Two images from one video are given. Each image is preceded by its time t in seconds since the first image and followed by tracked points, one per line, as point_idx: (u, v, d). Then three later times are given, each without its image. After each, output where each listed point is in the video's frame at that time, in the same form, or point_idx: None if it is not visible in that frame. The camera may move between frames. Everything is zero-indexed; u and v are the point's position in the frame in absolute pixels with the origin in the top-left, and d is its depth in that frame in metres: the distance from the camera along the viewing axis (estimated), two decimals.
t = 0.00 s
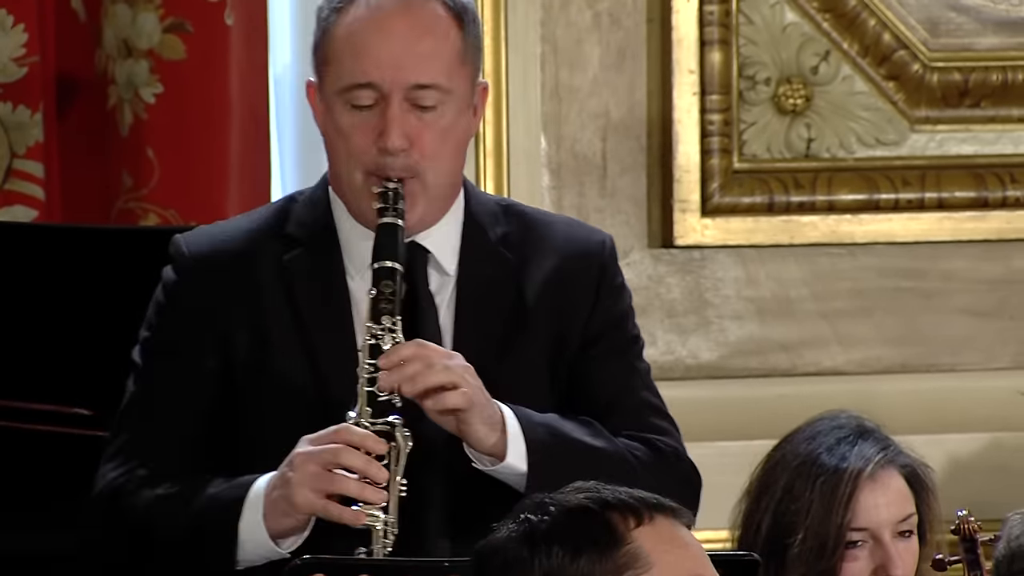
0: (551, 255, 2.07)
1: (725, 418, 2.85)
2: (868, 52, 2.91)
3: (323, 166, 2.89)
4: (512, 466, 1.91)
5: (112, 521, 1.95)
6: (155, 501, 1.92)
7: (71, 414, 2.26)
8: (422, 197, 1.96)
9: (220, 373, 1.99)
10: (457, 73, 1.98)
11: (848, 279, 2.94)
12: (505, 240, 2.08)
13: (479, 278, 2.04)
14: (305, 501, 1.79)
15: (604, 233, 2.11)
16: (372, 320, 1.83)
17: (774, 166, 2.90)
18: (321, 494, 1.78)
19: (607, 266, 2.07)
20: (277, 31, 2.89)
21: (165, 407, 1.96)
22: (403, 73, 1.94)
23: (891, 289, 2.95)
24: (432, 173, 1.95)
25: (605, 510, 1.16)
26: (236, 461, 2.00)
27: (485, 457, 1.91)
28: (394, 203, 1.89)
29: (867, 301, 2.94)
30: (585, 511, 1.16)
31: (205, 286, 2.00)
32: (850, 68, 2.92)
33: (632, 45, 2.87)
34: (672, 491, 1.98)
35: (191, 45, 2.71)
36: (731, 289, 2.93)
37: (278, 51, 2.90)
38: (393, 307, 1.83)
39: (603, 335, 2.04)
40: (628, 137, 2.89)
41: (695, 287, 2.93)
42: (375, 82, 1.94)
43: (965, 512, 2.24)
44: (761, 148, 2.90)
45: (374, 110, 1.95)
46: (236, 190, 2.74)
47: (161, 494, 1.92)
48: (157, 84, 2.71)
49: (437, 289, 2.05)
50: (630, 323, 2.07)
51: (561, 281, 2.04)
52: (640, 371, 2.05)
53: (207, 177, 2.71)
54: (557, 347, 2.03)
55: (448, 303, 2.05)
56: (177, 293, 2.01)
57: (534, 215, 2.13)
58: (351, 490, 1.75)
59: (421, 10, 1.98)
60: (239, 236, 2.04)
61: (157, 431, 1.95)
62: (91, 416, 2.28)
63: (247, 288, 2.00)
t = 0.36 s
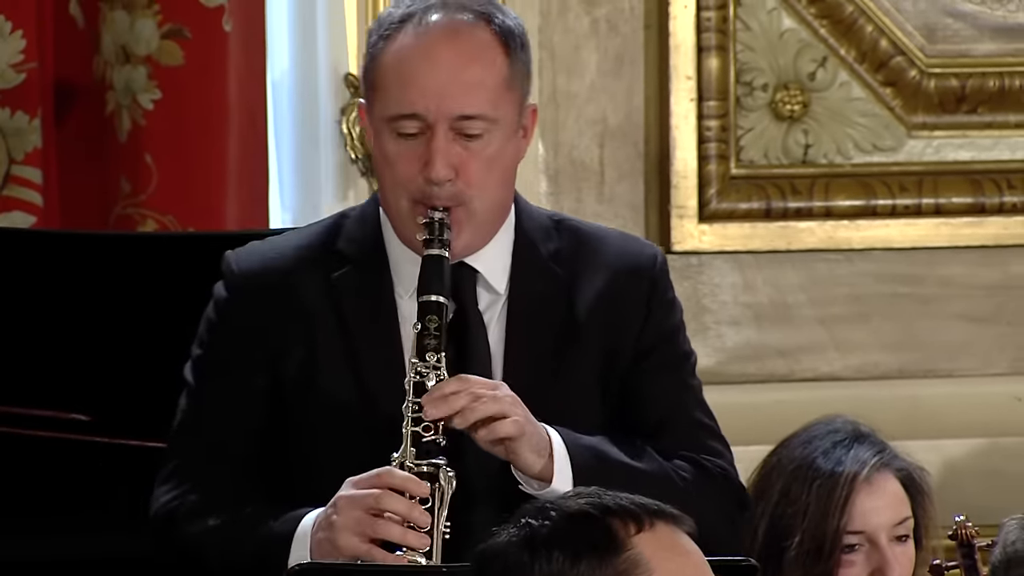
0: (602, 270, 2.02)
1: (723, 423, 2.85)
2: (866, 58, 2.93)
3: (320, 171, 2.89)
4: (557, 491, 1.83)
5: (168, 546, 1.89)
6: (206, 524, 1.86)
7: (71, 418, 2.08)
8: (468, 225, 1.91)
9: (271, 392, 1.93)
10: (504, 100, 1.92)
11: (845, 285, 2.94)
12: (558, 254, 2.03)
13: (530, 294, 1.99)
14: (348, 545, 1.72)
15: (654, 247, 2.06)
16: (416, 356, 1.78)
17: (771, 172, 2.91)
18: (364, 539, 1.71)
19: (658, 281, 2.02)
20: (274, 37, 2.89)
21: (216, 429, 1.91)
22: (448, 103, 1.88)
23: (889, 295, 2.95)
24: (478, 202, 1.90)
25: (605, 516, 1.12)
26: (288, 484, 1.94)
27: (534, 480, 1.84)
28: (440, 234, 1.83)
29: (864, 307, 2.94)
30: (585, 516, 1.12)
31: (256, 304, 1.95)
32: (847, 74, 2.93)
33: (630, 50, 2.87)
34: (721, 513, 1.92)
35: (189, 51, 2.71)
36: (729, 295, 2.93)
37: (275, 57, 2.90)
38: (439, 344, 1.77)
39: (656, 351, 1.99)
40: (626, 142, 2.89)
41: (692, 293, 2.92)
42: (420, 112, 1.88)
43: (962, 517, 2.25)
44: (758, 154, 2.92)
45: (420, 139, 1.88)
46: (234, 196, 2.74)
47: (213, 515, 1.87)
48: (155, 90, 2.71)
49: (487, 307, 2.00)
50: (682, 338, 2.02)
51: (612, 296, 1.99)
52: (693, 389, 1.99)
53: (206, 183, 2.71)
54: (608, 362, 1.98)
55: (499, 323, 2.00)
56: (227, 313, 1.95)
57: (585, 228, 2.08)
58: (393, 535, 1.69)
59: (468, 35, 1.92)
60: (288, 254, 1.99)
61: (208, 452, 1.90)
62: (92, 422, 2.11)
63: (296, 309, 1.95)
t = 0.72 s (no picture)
0: (623, 269, 2.02)
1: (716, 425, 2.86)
2: (859, 60, 2.94)
3: (314, 172, 2.89)
4: (550, 473, 1.85)
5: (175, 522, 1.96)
6: (209, 501, 1.92)
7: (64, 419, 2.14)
8: (478, 214, 1.92)
9: (287, 375, 1.99)
10: (517, 91, 1.94)
11: (838, 287, 2.94)
12: (581, 253, 2.04)
13: (551, 292, 2.00)
14: (332, 519, 1.74)
15: (682, 249, 2.06)
16: (413, 336, 1.80)
17: (765, 174, 2.92)
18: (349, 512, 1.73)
19: (682, 281, 2.02)
20: (270, 38, 2.90)
21: (231, 407, 1.98)
22: (459, 91, 1.89)
23: (882, 297, 2.95)
24: (488, 192, 1.91)
25: (603, 517, 1.13)
26: (303, 472, 2.00)
27: (527, 464, 1.85)
28: (447, 223, 1.84)
29: (858, 309, 2.95)
30: (582, 517, 1.13)
31: (278, 290, 2.01)
32: (841, 76, 2.94)
33: (623, 52, 2.87)
34: (732, 512, 1.93)
35: (183, 52, 2.72)
36: (723, 297, 2.93)
37: (270, 58, 2.91)
38: (437, 327, 1.80)
39: (676, 350, 1.99)
40: (620, 144, 2.89)
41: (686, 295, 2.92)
42: (430, 100, 1.89)
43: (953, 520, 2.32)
44: (752, 156, 2.93)
45: (431, 127, 1.89)
46: (228, 198, 2.74)
47: (216, 493, 1.93)
48: (149, 92, 2.71)
49: (502, 302, 2.02)
50: (704, 337, 2.02)
51: (631, 293, 2.00)
52: (713, 391, 1.99)
53: (201, 184, 2.72)
54: (626, 360, 1.99)
55: (515, 320, 2.01)
56: (252, 302, 2.02)
57: (611, 228, 2.09)
58: (375, 509, 1.70)
59: (484, 27, 1.94)
60: (314, 246, 2.05)
61: (226, 435, 1.97)
62: (85, 425, 2.17)
63: (316, 299, 2.01)
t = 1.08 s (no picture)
0: (626, 265, 2.04)
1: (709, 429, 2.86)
2: (852, 65, 2.95)
3: (309, 176, 2.90)
4: (547, 462, 1.86)
5: (178, 513, 1.99)
6: (209, 492, 1.95)
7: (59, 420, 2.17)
8: (479, 206, 1.93)
9: (292, 371, 2.02)
10: (518, 84, 1.95)
11: (831, 291, 2.95)
12: (584, 251, 2.05)
13: (555, 288, 2.01)
14: (329, 504, 1.75)
15: (686, 247, 2.07)
16: (412, 325, 1.81)
17: (758, 179, 2.94)
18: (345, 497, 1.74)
19: (685, 277, 2.03)
20: (264, 44, 2.92)
21: (236, 401, 2.00)
22: (459, 84, 1.91)
23: (875, 302, 2.96)
24: (489, 184, 1.91)
25: (601, 523, 1.14)
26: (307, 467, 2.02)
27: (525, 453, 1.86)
28: (448, 214, 1.84)
29: (850, 313, 2.96)
30: (580, 523, 1.14)
31: (283, 287, 2.03)
32: (834, 81, 2.95)
33: (617, 58, 2.88)
34: (730, 506, 1.94)
35: (178, 58, 2.73)
36: (716, 301, 2.93)
37: (264, 64, 2.92)
38: (436, 316, 1.80)
39: (679, 346, 2.00)
40: (613, 149, 2.90)
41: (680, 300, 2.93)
42: (431, 92, 1.90)
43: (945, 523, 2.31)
44: (745, 161, 2.94)
45: (432, 119, 1.90)
46: (222, 202, 2.76)
47: (216, 485, 1.95)
48: (144, 97, 2.72)
49: (505, 297, 2.03)
50: (706, 333, 2.03)
51: (634, 290, 2.01)
52: (715, 388, 2.01)
53: (195, 190, 2.73)
54: (629, 357, 2.00)
55: (517, 316, 2.02)
56: (258, 299, 2.04)
57: (614, 227, 2.10)
58: (371, 494, 1.71)
59: (485, 21, 1.96)
60: (320, 244, 2.07)
61: (230, 429, 1.99)
62: (81, 428, 2.19)
63: (321, 296, 2.03)
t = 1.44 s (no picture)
0: (627, 281, 2.06)
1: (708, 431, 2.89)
2: (849, 72, 2.98)
3: (312, 176, 2.93)
4: (526, 497, 1.86)
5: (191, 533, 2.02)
6: (218, 511, 1.98)
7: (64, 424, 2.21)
8: (475, 228, 1.96)
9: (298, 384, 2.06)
10: (514, 105, 1.98)
11: (829, 294, 2.98)
12: (590, 266, 2.09)
13: (558, 299, 2.05)
14: (314, 534, 1.77)
15: (692, 263, 2.08)
16: (402, 351, 1.84)
17: (756, 184, 2.96)
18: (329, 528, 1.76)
19: (688, 295, 2.04)
20: (268, 50, 2.94)
21: (245, 417, 2.04)
22: (453, 106, 1.92)
23: (872, 305, 2.99)
24: (484, 206, 1.95)
25: (601, 525, 1.18)
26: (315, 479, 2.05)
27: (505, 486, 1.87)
28: (441, 236, 1.88)
29: (847, 317, 2.99)
30: (583, 523, 1.18)
31: (290, 301, 2.07)
32: (831, 87, 2.98)
33: (617, 64, 2.91)
34: (723, 524, 1.94)
35: (182, 64, 2.76)
36: (715, 305, 2.96)
37: (267, 67, 2.94)
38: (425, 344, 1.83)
39: (681, 363, 2.02)
40: (613, 154, 2.93)
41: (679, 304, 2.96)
42: (425, 115, 1.92)
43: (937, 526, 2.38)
44: (743, 166, 2.97)
45: (427, 141, 1.93)
46: (226, 205, 2.78)
47: (224, 504, 1.98)
48: (148, 103, 2.75)
49: (505, 312, 2.07)
50: (711, 352, 2.04)
51: (633, 305, 2.03)
52: (717, 406, 2.01)
53: (197, 193, 2.75)
54: (629, 374, 2.02)
55: (516, 331, 2.07)
56: (267, 313, 2.08)
57: (624, 243, 2.12)
58: (351, 523, 1.73)
59: (482, 42, 1.98)
60: (329, 258, 2.11)
61: (239, 444, 2.03)
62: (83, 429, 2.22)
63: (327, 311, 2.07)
